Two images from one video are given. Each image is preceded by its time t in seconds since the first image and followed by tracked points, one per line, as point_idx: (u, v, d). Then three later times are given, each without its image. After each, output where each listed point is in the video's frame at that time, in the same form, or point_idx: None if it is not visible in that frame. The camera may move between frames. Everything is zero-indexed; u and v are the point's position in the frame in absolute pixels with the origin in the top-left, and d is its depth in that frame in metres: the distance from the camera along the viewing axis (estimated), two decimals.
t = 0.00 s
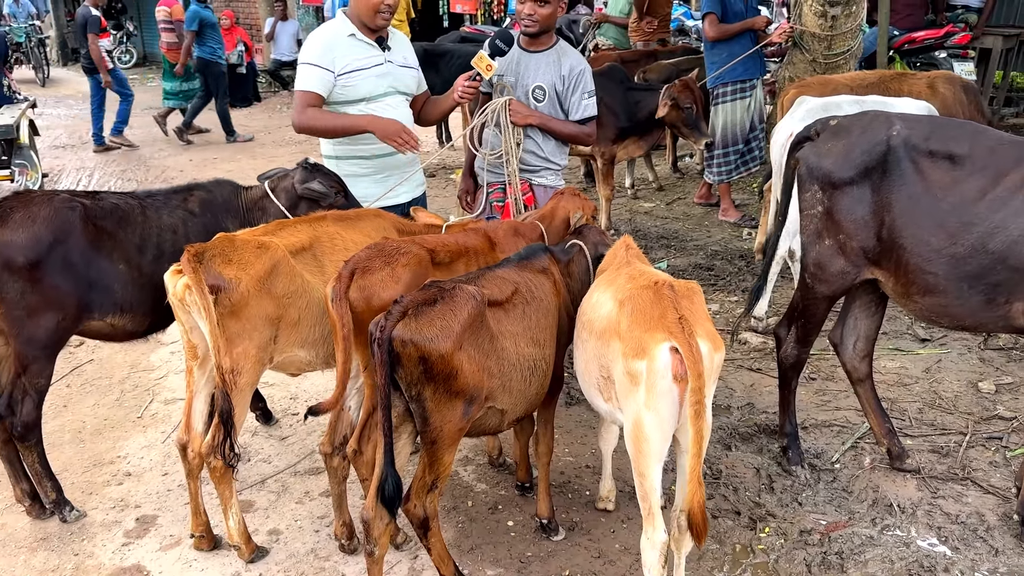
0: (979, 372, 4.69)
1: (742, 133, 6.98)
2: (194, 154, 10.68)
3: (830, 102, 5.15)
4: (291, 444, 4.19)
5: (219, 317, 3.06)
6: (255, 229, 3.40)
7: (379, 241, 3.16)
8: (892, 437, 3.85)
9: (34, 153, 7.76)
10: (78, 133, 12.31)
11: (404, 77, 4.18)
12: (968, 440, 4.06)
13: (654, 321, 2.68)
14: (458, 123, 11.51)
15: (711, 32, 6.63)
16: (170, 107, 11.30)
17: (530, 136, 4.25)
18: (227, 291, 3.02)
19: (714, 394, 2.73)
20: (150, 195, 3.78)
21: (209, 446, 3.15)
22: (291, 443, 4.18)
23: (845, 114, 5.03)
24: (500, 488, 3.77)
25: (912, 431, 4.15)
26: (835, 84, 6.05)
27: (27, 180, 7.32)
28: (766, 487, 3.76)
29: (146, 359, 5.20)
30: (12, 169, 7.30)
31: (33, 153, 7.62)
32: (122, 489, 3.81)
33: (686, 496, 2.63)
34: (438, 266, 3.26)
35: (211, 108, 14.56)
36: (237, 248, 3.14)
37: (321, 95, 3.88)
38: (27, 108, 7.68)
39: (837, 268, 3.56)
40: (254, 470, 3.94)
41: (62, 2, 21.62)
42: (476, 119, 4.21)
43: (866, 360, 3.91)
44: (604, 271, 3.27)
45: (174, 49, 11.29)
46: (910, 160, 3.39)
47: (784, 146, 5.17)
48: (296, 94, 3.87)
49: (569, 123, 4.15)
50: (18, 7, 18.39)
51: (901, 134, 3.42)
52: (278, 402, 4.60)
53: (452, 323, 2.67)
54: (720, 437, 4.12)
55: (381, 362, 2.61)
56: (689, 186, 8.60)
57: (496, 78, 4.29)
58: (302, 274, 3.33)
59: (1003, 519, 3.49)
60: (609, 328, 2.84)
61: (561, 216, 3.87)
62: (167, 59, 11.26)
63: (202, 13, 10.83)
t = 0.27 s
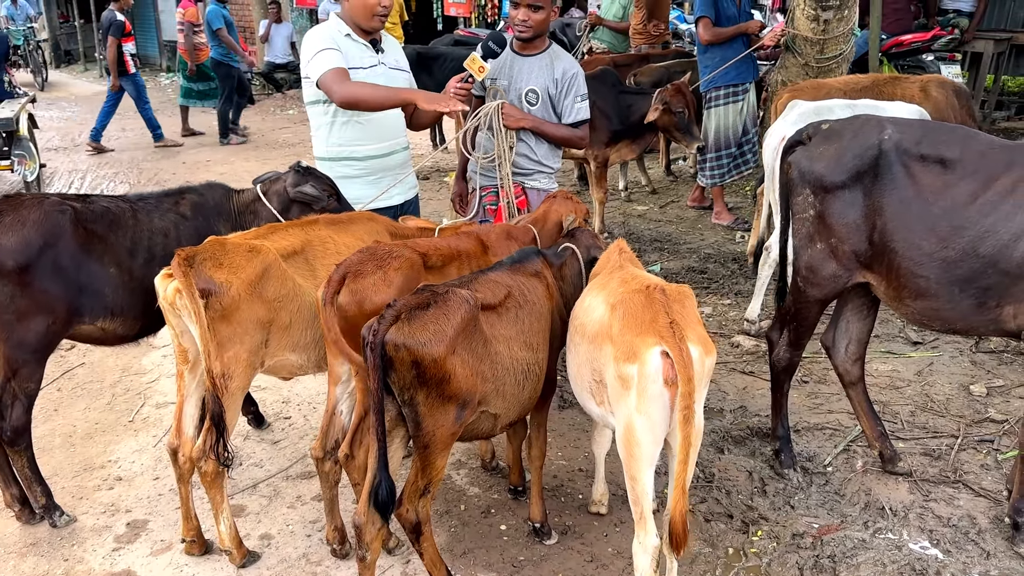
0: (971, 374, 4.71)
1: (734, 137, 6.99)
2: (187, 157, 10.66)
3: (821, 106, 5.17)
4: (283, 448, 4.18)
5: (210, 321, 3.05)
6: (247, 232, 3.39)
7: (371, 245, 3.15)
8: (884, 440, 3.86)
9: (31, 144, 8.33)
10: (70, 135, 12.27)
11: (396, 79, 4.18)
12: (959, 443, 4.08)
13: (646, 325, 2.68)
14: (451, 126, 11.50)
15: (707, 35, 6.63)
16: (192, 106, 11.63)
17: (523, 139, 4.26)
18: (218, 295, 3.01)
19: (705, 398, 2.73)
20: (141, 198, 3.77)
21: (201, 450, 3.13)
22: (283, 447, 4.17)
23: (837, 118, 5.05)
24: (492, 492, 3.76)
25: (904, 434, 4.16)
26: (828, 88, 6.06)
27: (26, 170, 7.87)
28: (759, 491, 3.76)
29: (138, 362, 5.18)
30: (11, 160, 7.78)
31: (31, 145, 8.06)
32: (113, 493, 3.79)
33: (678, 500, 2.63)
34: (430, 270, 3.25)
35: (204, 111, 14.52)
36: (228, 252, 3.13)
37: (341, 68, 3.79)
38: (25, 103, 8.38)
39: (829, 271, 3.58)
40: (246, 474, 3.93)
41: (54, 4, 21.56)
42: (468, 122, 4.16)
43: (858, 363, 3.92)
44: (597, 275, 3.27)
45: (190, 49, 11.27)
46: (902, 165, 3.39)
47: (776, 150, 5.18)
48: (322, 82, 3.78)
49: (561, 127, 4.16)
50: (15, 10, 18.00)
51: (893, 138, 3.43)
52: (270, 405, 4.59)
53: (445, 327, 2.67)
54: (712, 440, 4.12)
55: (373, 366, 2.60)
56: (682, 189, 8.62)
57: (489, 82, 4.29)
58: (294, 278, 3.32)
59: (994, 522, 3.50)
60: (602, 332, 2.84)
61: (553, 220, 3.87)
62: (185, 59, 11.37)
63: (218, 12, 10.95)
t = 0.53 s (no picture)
0: (962, 378, 4.72)
1: (726, 141, 7.01)
2: (180, 160, 10.63)
3: (813, 110, 5.18)
4: (273, 453, 4.16)
5: (199, 326, 3.03)
6: (237, 236, 3.38)
7: (361, 249, 3.14)
8: (875, 444, 3.86)
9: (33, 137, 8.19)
10: (62, 138, 12.22)
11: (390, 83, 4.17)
12: (950, 447, 4.08)
13: (635, 330, 2.68)
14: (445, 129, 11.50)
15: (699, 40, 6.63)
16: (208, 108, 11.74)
17: (515, 143, 4.25)
18: (207, 300, 3.00)
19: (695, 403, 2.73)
20: (131, 202, 3.75)
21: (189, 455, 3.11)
22: (274, 452, 4.15)
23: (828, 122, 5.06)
24: (484, 497, 3.75)
25: (896, 438, 4.17)
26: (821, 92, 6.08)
27: (26, 162, 7.84)
28: (750, 495, 3.75)
29: (128, 366, 5.15)
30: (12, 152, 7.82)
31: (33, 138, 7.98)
32: (102, 498, 3.77)
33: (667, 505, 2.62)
34: (421, 275, 3.24)
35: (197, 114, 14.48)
36: (218, 256, 3.12)
37: (340, 72, 3.78)
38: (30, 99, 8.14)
39: (820, 276, 3.58)
40: (236, 480, 3.91)
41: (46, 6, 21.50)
42: (461, 125, 4.15)
43: (849, 367, 3.92)
44: (588, 279, 3.27)
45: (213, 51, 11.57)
46: (892, 169, 3.40)
47: (768, 154, 5.19)
48: (323, 88, 3.76)
49: (554, 130, 4.15)
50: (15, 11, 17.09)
51: (883, 142, 3.44)
52: (260, 410, 4.57)
53: (433, 333, 2.66)
54: (704, 444, 4.12)
55: (360, 372, 2.59)
56: (675, 193, 8.63)
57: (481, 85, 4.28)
58: (284, 282, 3.30)
59: (984, 527, 3.50)
60: (592, 336, 2.84)
61: (545, 224, 3.86)
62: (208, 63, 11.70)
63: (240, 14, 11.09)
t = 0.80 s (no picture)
0: (955, 383, 4.73)
1: (720, 144, 7.03)
2: (174, 162, 10.61)
3: (807, 114, 5.19)
4: (266, 456, 4.15)
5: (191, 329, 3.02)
6: (230, 240, 3.37)
7: (354, 252, 3.13)
8: (868, 448, 3.86)
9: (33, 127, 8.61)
10: (55, 140, 12.20)
11: (384, 87, 4.16)
12: (944, 451, 4.09)
13: (628, 334, 2.68)
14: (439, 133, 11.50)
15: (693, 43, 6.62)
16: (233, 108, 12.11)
17: (509, 146, 4.26)
18: (199, 303, 2.99)
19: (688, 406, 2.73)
20: (124, 205, 3.74)
21: (181, 459, 3.09)
22: (266, 456, 4.14)
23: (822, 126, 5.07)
24: (477, 501, 3.74)
25: (889, 442, 4.17)
26: (816, 96, 6.10)
27: (26, 152, 8.30)
28: (744, 499, 3.75)
29: (121, 370, 5.13)
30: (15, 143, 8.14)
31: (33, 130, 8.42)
32: (94, 502, 3.75)
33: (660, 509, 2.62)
34: (414, 278, 3.24)
35: (191, 117, 14.46)
36: (210, 259, 3.11)
37: (330, 84, 3.79)
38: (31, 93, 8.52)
39: (814, 279, 3.59)
40: (228, 483, 3.90)
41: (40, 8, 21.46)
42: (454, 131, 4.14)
43: (842, 371, 3.93)
44: (581, 282, 3.27)
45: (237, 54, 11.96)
46: (886, 173, 3.41)
47: (761, 158, 5.21)
48: (311, 99, 3.78)
49: (548, 134, 4.14)
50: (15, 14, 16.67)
51: (876, 147, 3.45)
52: (253, 414, 4.56)
53: (425, 336, 2.66)
54: (698, 448, 4.12)
55: (352, 375, 2.58)
56: (669, 197, 8.64)
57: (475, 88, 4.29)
58: (277, 286, 3.30)
59: (977, 530, 3.51)
60: (585, 340, 2.84)
61: (538, 227, 3.86)
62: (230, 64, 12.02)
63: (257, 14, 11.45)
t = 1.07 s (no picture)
0: (953, 385, 4.74)
1: (717, 147, 7.04)
2: (171, 164, 10.61)
3: (805, 117, 5.20)
4: (265, 459, 4.14)
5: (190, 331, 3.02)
6: (230, 242, 3.37)
7: (354, 254, 3.13)
8: (867, 451, 3.87)
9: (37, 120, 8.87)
10: (52, 142, 12.18)
11: (383, 90, 4.16)
12: (942, 453, 4.09)
13: (629, 336, 2.68)
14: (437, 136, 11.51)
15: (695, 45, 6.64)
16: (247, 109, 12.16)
17: (508, 148, 4.25)
18: (200, 306, 2.98)
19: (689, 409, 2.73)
20: (123, 207, 3.73)
21: (180, 462, 3.08)
22: (265, 459, 4.13)
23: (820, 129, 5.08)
24: (476, 504, 3.74)
25: (888, 445, 4.18)
26: (815, 99, 6.11)
27: (32, 144, 8.45)
28: (743, 502, 3.75)
29: (119, 372, 5.12)
30: (21, 136, 8.47)
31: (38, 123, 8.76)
32: (93, 505, 3.74)
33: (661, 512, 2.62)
34: (414, 280, 3.23)
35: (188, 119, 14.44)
36: (211, 261, 3.10)
37: (329, 88, 3.79)
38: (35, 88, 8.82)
39: (813, 282, 3.59)
40: (227, 486, 3.89)
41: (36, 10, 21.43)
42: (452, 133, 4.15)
43: (841, 374, 3.93)
44: (582, 285, 3.27)
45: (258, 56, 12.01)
46: (885, 177, 3.42)
47: (759, 161, 5.22)
48: (311, 102, 3.78)
49: (546, 135, 4.13)
50: (16, 15, 16.74)
51: (876, 150, 3.46)
52: (251, 417, 4.55)
53: (426, 338, 2.65)
54: (697, 451, 4.12)
55: (352, 377, 2.58)
56: (667, 199, 8.65)
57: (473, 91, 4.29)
58: (277, 288, 3.29)
59: (977, 533, 3.51)
60: (586, 342, 2.84)
61: (538, 230, 3.86)
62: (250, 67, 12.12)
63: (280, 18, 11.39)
